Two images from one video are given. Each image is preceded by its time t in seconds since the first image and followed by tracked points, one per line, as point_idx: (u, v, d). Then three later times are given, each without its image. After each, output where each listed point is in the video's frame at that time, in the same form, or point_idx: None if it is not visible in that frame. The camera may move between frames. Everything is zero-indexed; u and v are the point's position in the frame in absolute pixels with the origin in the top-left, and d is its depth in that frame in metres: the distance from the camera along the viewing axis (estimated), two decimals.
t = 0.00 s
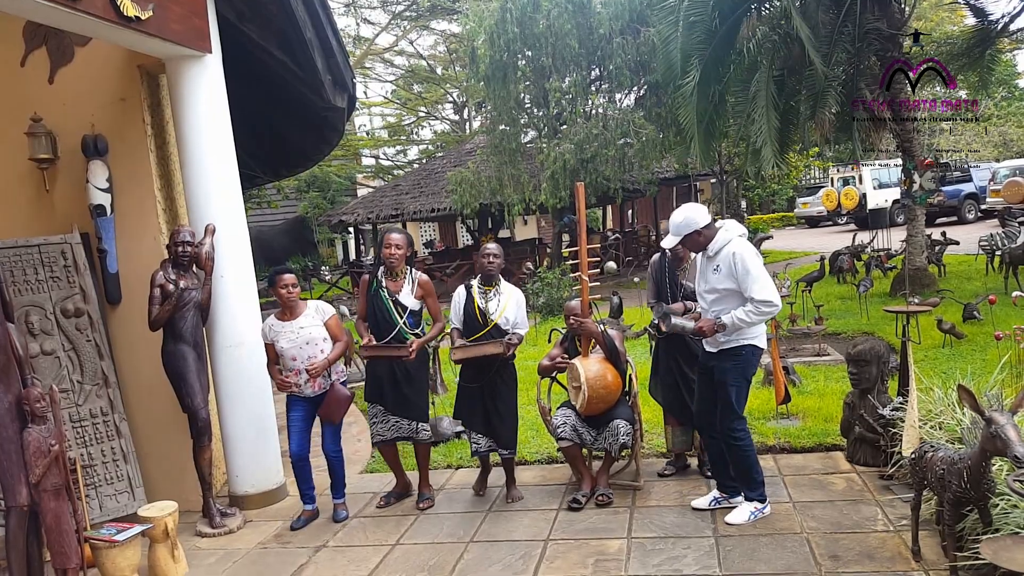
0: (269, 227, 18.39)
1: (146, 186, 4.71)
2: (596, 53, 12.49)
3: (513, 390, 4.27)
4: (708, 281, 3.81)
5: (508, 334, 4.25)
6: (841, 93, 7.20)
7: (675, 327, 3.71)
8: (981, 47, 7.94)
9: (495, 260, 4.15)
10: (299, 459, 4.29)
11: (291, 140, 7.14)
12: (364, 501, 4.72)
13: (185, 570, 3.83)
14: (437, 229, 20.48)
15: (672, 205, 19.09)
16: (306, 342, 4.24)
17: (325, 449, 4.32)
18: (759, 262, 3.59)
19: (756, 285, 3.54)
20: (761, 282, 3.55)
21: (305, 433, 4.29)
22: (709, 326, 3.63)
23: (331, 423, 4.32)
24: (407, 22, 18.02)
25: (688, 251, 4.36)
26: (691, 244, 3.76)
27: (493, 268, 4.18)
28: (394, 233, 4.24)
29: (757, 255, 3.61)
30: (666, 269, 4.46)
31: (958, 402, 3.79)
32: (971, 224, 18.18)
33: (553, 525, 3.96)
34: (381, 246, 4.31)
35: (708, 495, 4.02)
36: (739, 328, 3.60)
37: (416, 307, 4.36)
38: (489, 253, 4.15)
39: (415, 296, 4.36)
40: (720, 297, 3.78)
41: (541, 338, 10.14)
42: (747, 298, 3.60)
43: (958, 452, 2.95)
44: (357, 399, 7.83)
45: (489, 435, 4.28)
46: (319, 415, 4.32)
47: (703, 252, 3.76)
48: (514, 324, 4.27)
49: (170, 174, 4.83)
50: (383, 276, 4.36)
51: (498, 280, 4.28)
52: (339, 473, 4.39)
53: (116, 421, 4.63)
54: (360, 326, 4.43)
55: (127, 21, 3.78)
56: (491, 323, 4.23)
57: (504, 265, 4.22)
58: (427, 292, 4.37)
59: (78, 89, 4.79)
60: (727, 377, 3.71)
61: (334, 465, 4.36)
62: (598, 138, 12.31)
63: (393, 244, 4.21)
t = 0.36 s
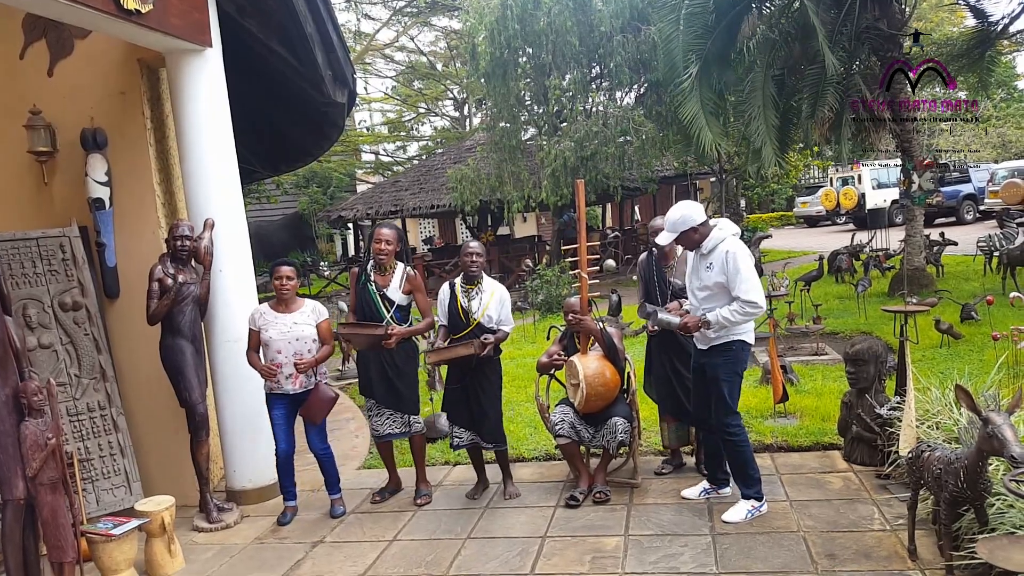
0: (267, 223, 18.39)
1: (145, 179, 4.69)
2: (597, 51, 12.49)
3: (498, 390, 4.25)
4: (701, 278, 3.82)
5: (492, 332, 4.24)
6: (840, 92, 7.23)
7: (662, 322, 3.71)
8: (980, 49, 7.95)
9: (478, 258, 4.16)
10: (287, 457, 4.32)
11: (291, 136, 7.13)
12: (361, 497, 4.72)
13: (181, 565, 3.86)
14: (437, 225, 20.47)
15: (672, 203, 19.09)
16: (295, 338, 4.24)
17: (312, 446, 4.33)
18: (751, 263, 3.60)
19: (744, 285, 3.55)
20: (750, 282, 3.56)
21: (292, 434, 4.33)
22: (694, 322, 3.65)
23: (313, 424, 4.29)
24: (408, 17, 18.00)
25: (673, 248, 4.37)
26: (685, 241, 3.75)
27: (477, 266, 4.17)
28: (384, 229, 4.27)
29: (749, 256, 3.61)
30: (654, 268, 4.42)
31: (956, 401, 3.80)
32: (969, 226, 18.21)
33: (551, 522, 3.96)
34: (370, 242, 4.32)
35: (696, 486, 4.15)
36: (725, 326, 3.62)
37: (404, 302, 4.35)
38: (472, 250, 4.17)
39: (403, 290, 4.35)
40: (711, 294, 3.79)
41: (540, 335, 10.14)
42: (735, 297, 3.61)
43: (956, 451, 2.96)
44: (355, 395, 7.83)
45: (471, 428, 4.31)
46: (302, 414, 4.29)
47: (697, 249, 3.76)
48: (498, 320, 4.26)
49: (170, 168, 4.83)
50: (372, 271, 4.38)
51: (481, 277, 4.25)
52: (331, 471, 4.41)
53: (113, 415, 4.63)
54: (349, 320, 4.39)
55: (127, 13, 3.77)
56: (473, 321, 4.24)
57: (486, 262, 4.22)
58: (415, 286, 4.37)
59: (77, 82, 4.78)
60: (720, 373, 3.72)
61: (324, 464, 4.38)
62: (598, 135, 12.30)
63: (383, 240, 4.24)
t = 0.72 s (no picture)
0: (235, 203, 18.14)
1: (102, 152, 4.63)
2: (573, 34, 12.48)
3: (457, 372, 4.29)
4: (658, 261, 3.91)
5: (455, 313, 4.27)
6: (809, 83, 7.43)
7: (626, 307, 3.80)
8: (950, 45, 8.12)
9: (439, 239, 4.19)
10: (247, 439, 4.32)
11: (260, 109, 7.05)
12: (329, 477, 4.74)
13: (142, 547, 3.86)
14: (408, 208, 20.36)
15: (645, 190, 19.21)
16: (251, 317, 4.23)
17: (266, 424, 4.32)
18: (707, 242, 3.71)
19: (703, 263, 3.66)
20: (708, 261, 3.68)
21: (247, 412, 4.33)
22: (658, 303, 3.73)
23: (259, 408, 4.24)
24: None
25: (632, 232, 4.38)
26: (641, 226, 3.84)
27: (438, 246, 4.20)
28: (330, 205, 4.19)
29: (705, 236, 3.72)
30: (615, 255, 4.47)
31: (911, 385, 3.94)
32: (933, 218, 18.64)
33: (518, 500, 4.02)
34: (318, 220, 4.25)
35: (662, 464, 4.22)
36: (686, 304, 3.71)
37: (364, 276, 4.38)
38: (433, 232, 4.19)
39: (361, 264, 4.38)
40: (669, 276, 3.88)
41: (510, 320, 10.19)
42: (694, 277, 3.71)
43: (908, 431, 3.07)
44: (323, 376, 7.81)
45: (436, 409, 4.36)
46: (245, 396, 4.20)
47: (654, 233, 3.85)
48: (460, 301, 4.30)
49: (128, 142, 4.77)
50: (323, 249, 4.31)
51: (442, 258, 4.27)
52: (285, 449, 4.42)
53: (71, 395, 4.57)
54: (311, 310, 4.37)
55: None
56: (435, 302, 4.26)
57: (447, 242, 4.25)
58: (371, 259, 4.40)
59: (30, 50, 4.66)
60: (674, 350, 3.82)
61: (279, 440, 4.38)
62: (574, 120, 12.32)
63: (330, 216, 4.17)
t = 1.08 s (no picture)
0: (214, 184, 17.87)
1: (87, 133, 4.50)
2: (551, 4, 12.29)
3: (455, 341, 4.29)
4: (637, 234, 3.85)
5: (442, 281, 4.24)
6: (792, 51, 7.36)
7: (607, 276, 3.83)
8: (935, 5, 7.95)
9: (420, 210, 4.12)
10: (241, 415, 4.30)
11: (236, 89, 6.89)
12: (318, 452, 4.71)
13: (139, 522, 3.84)
14: (389, 185, 20.19)
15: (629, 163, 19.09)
16: (241, 296, 4.17)
17: (262, 399, 4.27)
18: (683, 213, 3.68)
19: (682, 232, 3.62)
20: (686, 230, 3.64)
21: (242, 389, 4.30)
22: (639, 274, 3.71)
23: (256, 383, 4.17)
24: None
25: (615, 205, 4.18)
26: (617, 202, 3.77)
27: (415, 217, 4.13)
28: (303, 184, 4.12)
29: (681, 207, 3.69)
30: (598, 225, 4.42)
31: (897, 351, 3.96)
32: (919, 184, 18.63)
33: (506, 471, 4.02)
34: (293, 201, 4.18)
35: (645, 435, 4.23)
36: (669, 276, 3.68)
37: (350, 250, 4.32)
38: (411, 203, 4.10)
39: (345, 237, 4.32)
40: (648, 249, 3.83)
41: (495, 295, 10.15)
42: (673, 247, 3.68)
43: (894, 397, 3.07)
44: (309, 354, 7.75)
45: (431, 381, 4.31)
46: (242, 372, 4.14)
47: (630, 208, 3.79)
48: (447, 269, 4.27)
49: (112, 123, 4.65)
50: (306, 230, 4.24)
51: (422, 230, 4.23)
52: (279, 424, 4.38)
53: (65, 373, 4.52)
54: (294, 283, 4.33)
55: None
56: (423, 273, 4.20)
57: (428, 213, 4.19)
58: (355, 232, 4.35)
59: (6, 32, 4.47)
60: (654, 323, 3.79)
61: (274, 416, 4.35)
62: (553, 91, 12.21)
63: (305, 195, 4.09)
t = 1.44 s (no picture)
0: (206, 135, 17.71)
1: (71, 80, 4.42)
2: None
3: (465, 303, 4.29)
4: (643, 199, 3.86)
5: (455, 243, 4.24)
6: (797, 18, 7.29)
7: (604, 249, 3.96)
8: None
9: (428, 169, 4.08)
10: (240, 372, 4.29)
11: (229, 39, 6.74)
12: (312, 411, 4.75)
13: (127, 478, 3.88)
14: (385, 142, 19.96)
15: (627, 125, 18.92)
16: (240, 250, 4.13)
17: (266, 358, 4.29)
18: (689, 180, 3.63)
19: (684, 201, 3.59)
20: (688, 199, 3.60)
21: (246, 347, 4.29)
22: (641, 245, 3.68)
23: (268, 335, 4.22)
24: None
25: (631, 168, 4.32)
26: (627, 164, 3.80)
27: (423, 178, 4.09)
28: (312, 139, 4.06)
29: (687, 174, 3.64)
30: (610, 189, 4.43)
31: (888, 320, 4.01)
32: (915, 155, 18.60)
33: (499, 433, 4.07)
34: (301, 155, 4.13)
35: (639, 399, 4.29)
36: (669, 245, 3.66)
37: (358, 210, 4.31)
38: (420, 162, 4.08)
39: (352, 197, 4.30)
40: (653, 215, 3.83)
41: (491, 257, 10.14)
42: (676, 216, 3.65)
43: (884, 364, 3.11)
44: (304, 312, 7.75)
45: (444, 344, 4.33)
46: (254, 325, 4.20)
47: (638, 171, 3.81)
48: (457, 229, 4.27)
49: (97, 70, 4.58)
50: (314, 186, 4.19)
51: (432, 190, 4.19)
52: (283, 384, 4.40)
53: (49, 328, 4.49)
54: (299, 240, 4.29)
55: None
56: (435, 235, 4.18)
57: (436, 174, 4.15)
58: (362, 191, 4.33)
59: None
60: (656, 294, 3.80)
61: (278, 375, 4.36)
62: (554, 50, 12.01)
63: (312, 150, 4.04)
